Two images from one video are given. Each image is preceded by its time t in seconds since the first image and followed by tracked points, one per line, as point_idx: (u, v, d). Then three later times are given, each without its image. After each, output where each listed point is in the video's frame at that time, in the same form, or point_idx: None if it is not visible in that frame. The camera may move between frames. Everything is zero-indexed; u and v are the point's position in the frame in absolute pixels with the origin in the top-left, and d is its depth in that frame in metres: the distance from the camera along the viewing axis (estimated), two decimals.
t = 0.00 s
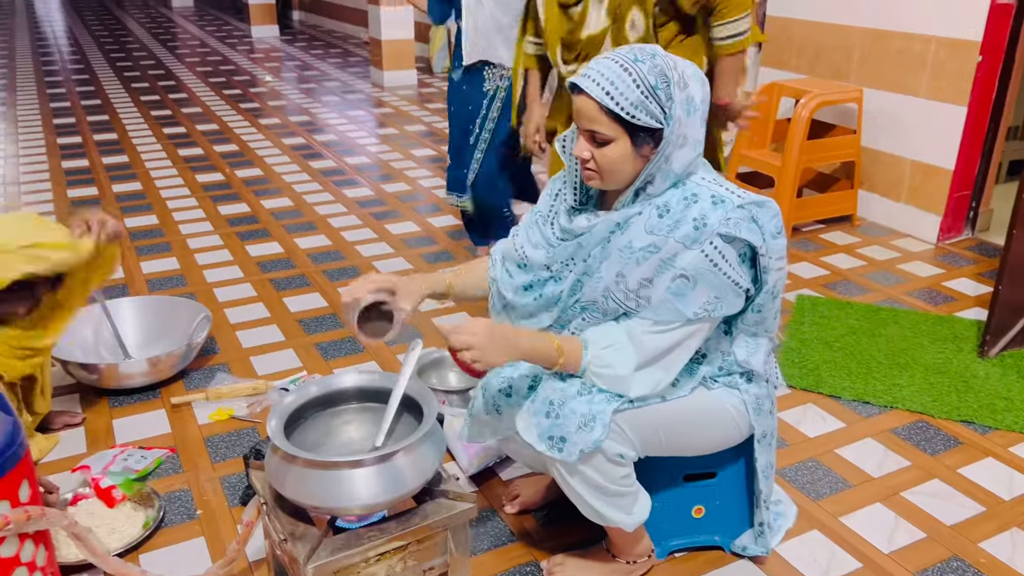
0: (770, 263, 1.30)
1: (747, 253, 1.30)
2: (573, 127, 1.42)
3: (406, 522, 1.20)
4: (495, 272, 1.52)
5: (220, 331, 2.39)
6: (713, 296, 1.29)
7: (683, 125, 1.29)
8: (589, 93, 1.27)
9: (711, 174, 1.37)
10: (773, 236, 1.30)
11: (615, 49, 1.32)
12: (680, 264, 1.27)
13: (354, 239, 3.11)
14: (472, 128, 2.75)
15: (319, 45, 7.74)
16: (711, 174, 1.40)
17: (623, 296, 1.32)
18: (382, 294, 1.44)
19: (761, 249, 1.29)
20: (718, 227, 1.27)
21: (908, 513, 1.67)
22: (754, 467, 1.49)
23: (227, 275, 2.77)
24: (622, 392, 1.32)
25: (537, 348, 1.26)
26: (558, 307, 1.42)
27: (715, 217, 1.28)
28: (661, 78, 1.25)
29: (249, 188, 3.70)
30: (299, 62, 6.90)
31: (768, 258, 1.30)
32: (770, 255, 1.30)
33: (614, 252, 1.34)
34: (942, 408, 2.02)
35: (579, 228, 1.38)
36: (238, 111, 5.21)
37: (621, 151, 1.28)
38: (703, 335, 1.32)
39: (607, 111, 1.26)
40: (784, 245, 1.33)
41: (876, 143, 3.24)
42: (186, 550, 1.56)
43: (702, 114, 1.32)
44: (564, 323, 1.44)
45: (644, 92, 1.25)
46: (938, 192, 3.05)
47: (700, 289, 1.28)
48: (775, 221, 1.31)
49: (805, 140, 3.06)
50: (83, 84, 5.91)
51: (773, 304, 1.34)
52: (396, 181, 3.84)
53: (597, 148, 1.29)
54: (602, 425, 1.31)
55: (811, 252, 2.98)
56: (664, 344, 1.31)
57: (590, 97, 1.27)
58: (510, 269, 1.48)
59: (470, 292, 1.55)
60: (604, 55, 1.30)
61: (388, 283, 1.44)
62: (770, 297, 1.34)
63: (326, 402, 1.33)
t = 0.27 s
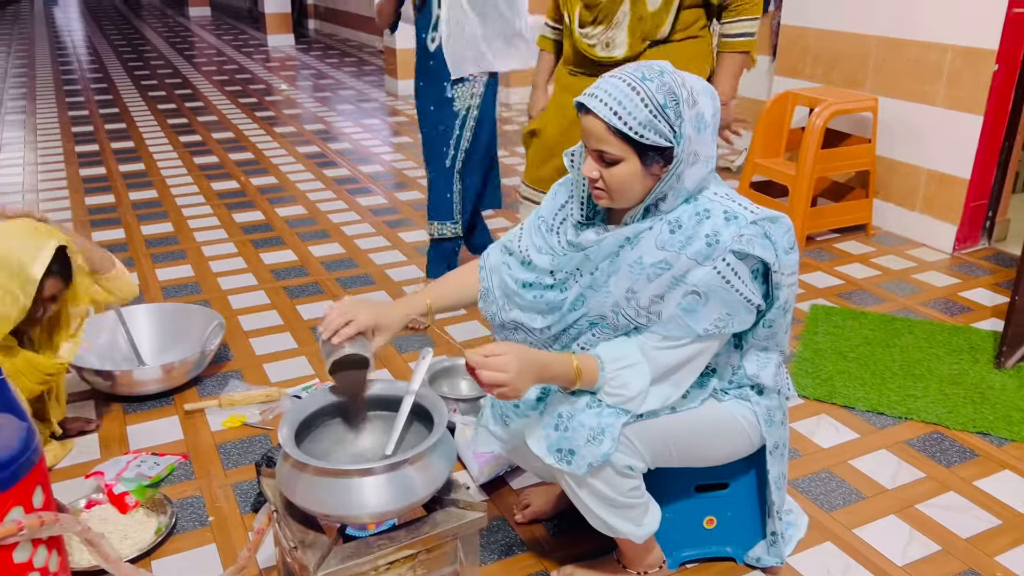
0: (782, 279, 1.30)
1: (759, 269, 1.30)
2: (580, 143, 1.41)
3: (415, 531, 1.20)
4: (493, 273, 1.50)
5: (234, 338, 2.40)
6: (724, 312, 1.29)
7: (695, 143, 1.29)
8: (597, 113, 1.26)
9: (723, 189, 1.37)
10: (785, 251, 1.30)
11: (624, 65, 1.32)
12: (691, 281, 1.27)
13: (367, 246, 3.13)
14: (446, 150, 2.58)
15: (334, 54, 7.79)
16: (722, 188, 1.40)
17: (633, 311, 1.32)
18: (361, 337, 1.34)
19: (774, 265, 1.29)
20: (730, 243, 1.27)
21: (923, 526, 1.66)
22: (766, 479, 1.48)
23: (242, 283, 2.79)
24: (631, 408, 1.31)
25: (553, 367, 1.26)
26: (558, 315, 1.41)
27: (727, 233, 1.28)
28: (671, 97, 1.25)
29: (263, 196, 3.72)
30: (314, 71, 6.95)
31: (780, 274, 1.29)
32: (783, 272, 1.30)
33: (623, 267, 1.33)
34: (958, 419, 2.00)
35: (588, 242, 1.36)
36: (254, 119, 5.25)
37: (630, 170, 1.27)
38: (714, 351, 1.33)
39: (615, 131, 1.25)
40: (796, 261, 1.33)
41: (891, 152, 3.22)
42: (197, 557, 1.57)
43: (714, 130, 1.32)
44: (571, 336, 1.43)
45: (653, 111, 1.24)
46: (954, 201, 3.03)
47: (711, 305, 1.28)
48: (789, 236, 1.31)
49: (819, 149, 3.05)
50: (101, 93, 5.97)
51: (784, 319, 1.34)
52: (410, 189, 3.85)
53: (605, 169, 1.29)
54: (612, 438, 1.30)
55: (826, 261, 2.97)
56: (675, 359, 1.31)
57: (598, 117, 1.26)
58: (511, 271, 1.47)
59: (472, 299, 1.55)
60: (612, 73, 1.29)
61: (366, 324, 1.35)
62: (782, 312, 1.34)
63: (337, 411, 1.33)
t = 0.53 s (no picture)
0: (794, 293, 1.29)
1: (771, 283, 1.29)
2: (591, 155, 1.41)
3: (424, 540, 1.20)
4: (501, 278, 1.50)
5: (244, 345, 2.41)
6: (735, 326, 1.29)
7: (707, 156, 1.29)
8: (608, 127, 1.26)
9: (735, 201, 1.37)
10: (798, 264, 1.29)
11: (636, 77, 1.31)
12: (703, 293, 1.27)
13: (377, 254, 3.13)
14: (448, 164, 2.45)
15: (345, 62, 7.82)
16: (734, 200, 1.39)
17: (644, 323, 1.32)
18: (367, 344, 1.32)
19: (786, 279, 1.28)
20: (743, 257, 1.26)
21: (936, 537, 1.64)
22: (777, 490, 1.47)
23: (252, 290, 2.80)
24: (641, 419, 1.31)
25: (563, 379, 1.26)
26: (567, 324, 1.41)
27: (740, 246, 1.27)
28: (683, 110, 1.25)
29: (274, 204, 3.74)
30: (326, 79, 6.98)
31: (792, 288, 1.29)
32: (795, 285, 1.29)
33: (634, 278, 1.33)
34: (971, 430, 1.99)
35: (597, 253, 1.36)
36: (265, 127, 5.27)
37: (641, 184, 1.27)
38: (725, 363, 1.32)
39: (626, 145, 1.25)
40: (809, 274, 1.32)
41: (902, 161, 3.21)
42: (207, 564, 1.57)
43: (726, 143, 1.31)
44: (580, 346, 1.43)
45: (665, 126, 1.24)
46: (966, 210, 3.01)
47: (722, 318, 1.28)
48: (801, 249, 1.30)
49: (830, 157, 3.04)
50: (114, 101, 6.02)
51: (796, 332, 1.33)
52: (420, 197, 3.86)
53: (616, 183, 1.29)
54: (621, 449, 1.30)
55: (836, 270, 2.96)
56: (686, 371, 1.31)
57: (609, 131, 1.26)
58: (520, 278, 1.47)
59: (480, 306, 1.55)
60: (623, 87, 1.29)
61: (373, 332, 1.32)
62: (793, 326, 1.33)
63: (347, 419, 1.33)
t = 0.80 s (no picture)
0: (801, 298, 1.29)
1: (779, 287, 1.29)
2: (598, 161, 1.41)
3: (429, 546, 1.20)
4: (507, 284, 1.51)
5: (249, 350, 2.41)
6: (742, 330, 1.28)
7: (713, 161, 1.29)
8: (613, 130, 1.26)
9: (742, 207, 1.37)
10: (805, 269, 1.29)
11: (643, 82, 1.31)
12: (710, 299, 1.27)
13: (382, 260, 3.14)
14: (432, 169, 2.44)
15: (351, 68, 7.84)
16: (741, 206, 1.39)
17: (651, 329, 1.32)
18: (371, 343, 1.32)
19: (793, 284, 1.28)
20: (750, 262, 1.26)
21: (943, 544, 1.64)
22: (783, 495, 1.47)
23: (257, 295, 2.80)
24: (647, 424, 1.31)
25: (569, 383, 1.26)
26: (573, 329, 1.41)
27: (746, 251, 1.27)
28: (688, 113, 1.25)
29: (279, 209, 3.75)
30: (331, 85, 7.00)
31: (799, 293, 1.29)
32: (802, 290, 1.29)
33: (641, 283, 1.33)
34: (977, 435, 1.98)
35: (604, 258, 1.37)
36: (270, 133, 5.29)
37: (647, 186, 1.27)
38: (732, 368, 1.32)
39: (631, 148, 1.25)
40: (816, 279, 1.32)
41: (908, 166, 3.20)
42: (212, 569, 1.57)
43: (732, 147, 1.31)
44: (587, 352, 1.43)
45: (670, 128, 1.24)
46: (971, 215, 3.00)
47: (729, 323, 1.27)
48: (808, 254, 1.30)
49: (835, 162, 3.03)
50: (120, 107, 6.04)
51: (803, 338, 1.33)
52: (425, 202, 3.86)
53: (621, 185, 1.29)
54: (627, 453, 1.29)
55: (842, 275, 2.95)
56: (693, 376, 1.30)
57: (614, 134, 1.26)
58: (526, 284, 1.47)
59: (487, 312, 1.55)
60: (629, 90, 1.29)
61: (377, 330, 1.33)
62: (801, 331, 1.33)
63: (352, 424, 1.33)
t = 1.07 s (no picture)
0: (798, 301, 1.30)
1: (776, 291, 1.30)
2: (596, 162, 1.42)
3: (428, 549, 1.20)
4: (505, 285, 1.52)
5: (247, 354, 2.42)
6: (739, 334, 1.29)
7: (711, 164, 1.29)
8: (613, 132, 1.26)
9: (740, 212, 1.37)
10: (802, 273, 1.29)
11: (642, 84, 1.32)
12: (707, 302, 1.27)
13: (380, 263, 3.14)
14: (401, 172, 2.44)
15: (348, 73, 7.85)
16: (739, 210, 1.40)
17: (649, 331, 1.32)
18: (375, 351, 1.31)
19: (790, 288, 1.29)
20: (747, 266, 1.27)
21: (940, 545, 1.64)
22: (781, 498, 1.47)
23: (256, 299, 2.80)
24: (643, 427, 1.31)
25: (568, 387, 1.27)
26: (570, 331, 1.42)
27: (743, 255, 1.27)
28: (687, 117, 1.25)
29: (277, 214, 3.75)
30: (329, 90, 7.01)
31: (796, 297, 1.29)
32: (798, 295, 1.29)
33: (638, 286, 1.34)
34: (974, 437, 1.99)
35: (602, 261, 1.37)
36: (268, 137, 5.29)
37: (646, 190, 1.28)
38: (729, 371, 1.32)
39: (631, 151, 1.26)
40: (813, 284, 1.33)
41: (904, 169, 3.21)
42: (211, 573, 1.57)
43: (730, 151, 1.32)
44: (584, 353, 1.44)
45: (669, 132, 1.24)
46: (968, 218, 3.01)
47: (726, 326, 1.28)
48: (805, 258, 1.30)
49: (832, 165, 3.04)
50: (118, 111, 6.04)
51: (800, 342, 1.33)
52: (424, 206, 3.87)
53: (620, 189, 1.30)
54: (625, 456, 1.30)
55: (839, 278, 2.96)
56: (690, 379, 1.31)
57: (613, 137, 1.27)
58: (525, 285, 1.48)
59: (484, 313, 1.55)
60: (628, 93, 1.30)
61: (381, 338, 1.32)
62: (797, 335, 1.34)
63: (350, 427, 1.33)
